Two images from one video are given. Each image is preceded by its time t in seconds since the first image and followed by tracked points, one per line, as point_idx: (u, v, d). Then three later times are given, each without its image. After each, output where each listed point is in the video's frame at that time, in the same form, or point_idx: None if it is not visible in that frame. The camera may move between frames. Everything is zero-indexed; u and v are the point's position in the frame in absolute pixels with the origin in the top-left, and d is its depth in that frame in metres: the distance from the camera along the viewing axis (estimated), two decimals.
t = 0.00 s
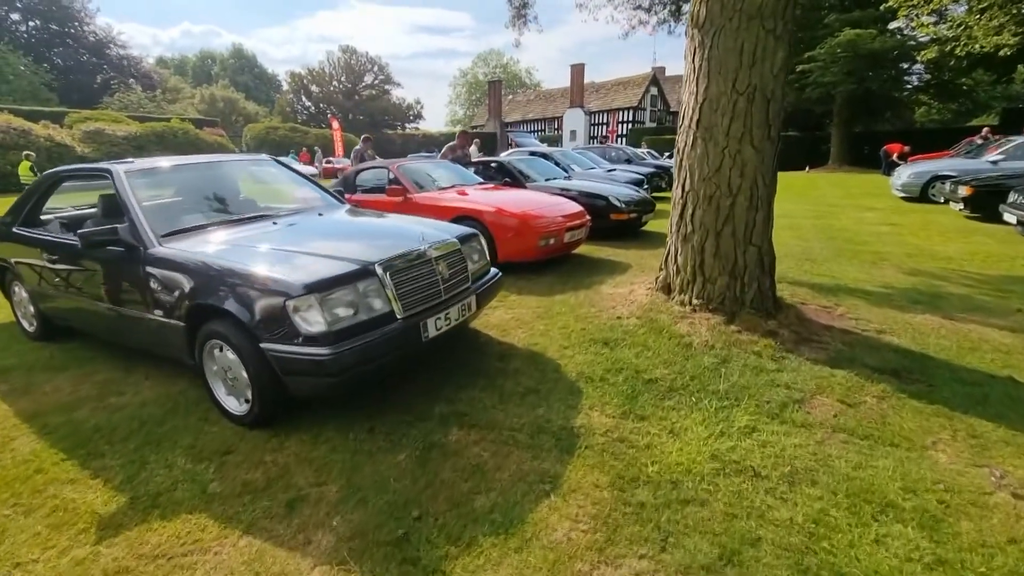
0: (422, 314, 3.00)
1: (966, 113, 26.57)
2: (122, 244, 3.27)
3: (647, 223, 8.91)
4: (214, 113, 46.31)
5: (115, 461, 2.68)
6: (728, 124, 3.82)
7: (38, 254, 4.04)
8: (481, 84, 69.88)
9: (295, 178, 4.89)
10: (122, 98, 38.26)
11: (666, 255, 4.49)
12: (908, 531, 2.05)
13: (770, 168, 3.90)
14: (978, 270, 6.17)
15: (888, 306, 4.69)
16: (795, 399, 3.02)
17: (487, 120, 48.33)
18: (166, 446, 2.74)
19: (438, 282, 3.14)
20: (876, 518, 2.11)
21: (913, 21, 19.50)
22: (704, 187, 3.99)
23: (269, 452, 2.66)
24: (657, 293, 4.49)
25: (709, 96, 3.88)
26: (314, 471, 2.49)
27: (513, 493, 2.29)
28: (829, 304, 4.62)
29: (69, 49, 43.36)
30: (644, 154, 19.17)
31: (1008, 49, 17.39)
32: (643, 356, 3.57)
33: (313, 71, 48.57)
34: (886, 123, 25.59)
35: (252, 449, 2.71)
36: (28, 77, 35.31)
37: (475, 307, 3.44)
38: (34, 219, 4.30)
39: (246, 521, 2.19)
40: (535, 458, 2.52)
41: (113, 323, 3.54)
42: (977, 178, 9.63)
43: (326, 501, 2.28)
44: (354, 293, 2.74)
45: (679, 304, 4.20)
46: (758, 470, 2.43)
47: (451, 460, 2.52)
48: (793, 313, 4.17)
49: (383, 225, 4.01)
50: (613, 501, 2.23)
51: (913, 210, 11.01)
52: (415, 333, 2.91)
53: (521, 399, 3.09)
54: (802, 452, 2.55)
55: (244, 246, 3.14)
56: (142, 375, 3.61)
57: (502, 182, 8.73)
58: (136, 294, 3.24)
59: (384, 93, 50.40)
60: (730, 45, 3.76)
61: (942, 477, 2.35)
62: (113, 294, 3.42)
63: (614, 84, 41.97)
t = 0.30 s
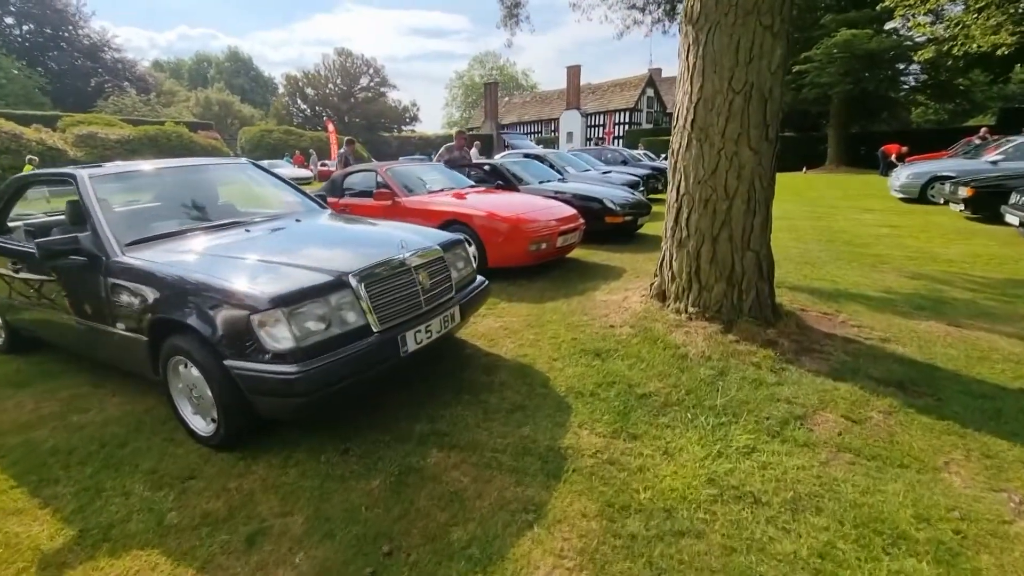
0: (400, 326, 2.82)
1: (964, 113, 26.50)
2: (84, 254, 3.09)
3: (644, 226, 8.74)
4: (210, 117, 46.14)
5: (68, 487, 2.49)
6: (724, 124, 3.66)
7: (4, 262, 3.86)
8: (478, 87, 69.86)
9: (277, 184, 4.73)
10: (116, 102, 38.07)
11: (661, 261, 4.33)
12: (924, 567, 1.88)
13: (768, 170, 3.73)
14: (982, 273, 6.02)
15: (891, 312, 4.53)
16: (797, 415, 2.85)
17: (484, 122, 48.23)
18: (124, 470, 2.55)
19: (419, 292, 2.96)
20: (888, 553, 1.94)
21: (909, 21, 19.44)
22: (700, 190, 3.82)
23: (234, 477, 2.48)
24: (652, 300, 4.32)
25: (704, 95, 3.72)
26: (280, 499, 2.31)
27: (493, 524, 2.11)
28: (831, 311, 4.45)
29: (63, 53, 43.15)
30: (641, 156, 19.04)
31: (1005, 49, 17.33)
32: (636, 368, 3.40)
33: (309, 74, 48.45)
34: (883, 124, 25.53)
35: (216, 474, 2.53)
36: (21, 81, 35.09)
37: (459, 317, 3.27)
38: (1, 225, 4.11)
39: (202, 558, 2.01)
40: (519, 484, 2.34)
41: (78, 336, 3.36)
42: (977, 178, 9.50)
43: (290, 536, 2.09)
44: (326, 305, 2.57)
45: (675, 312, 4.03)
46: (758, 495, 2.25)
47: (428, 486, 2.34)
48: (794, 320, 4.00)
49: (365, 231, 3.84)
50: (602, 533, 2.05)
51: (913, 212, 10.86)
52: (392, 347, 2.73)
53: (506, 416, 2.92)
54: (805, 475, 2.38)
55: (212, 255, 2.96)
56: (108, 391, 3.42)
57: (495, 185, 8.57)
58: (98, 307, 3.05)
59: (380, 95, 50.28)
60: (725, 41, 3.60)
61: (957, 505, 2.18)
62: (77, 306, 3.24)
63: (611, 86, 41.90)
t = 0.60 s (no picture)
0: (373, 341, 2.65)
1: (963, 116, 26.41)
2: (43, 264, 2.93)
3: (640, 230, 8.59)
4: (208, 120, 46.08)
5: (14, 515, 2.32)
6: (718, 126, 3.51)
7: None
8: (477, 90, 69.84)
9: (258, 189, 4.57)
10: (114, 105, 37.97)
11: (654, 268, 4.17)
12: None
13: (764, 174, 3.57)
14: (985, 279, 5.87)
15: (892, 321, 4.37)
16: (794, 434, 2.69)
17: (482, 125, 48.16)
18: (74, 497, 2.39)
19: (395, 304, 2.80)
20: None
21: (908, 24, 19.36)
22: (693, 195, 3.67)
23: (190, 504, 2.32)
24: (645, 309, 4.17)
25: (697, 96, 3.56)
26: (237, 530, 2.15)
27: (464, 560, 1.95)
28: (830, 320, 4.29)
29: (61, 56, 43.09)
30: (639, 159, 18.91)
31: (1005, 51, 17.23)
32: (626, 382, 3.23)
33: (307, 77, 48.39)
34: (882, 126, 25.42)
35: (173, 500, 2.36)
36: (18, 84, 35.00)
37: (439, 330, 3.11)
38: None
39: None
40: (495, 513, 2.18)
41: (39, 348, 3.19)
42: (978, 182, 9.36)
43: (243, 572, 1.93)
44: (291, 320, 2.41)
45: (668, 322, 3.88)
46: (752, 526, 2.09)
47: (397, 515, 2.18)
48: (792, 330, 3.84)
49: (345, 239, 3.69)
50: (581, 570, 1.89)
51: (913, 216, 10.73)
52: (364, 364, 2.57)
53: (486, 435, 2.76)
54: (803, 502, 2.21)
55: (176, 265, 2.80)
56: (72, 406, 3.26)
57: (488, 188, 8.41)
58: (57, 319, 2.90)
59: (379, 98, 50.22)
60: (719, 40, 3.45)
61: (967, 537, 2.02)
62: (37, 317, 3.08)
63: (610, 89, 41.83)
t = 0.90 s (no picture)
0: (349, 357, 2.51)
1: (974, 122, 26.05)
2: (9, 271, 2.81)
3: (643, 236, 8.41)
4: (215, 119, 46.26)
5: None
6: (721, 133, 3.34)
7: None
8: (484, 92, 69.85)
9: (246, 192, 4.46)
10: (122, 104, 38.22)
11: (653, 279, 4.01)
12: None
13: (768, 183, 3.40)
14: (1000, 292, 5.66)
15: (903, 336, 4.19)
16: (797, 462, 2.51)
17: (488, 127, 48.10)
18: (28, 519, 2.26)
19: (375, 318, 2.66)
20: None
21: (920, 29, 19.08)
22: (693, 204, 3.51)
23: (149, 531, 2.18)
24: (643, 321, 4.00)
25: (699, 101, 3.40)
26: (194, 562, 2.01)
27: None
28: (837, 334, 4.11)
29: (71, 55, 43.43)
30: (645, 163, 18.73)
31: (1019, 57, 16.92)
32: (620, 400, 3.07)
33: (315, 77, 48.51)
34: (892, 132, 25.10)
35: (131, 525, 2.23)
36: (28, 82, 35.26)
37: (423, 344, 2.97)
38: None
39: None
40: (471, 547, 2.03)
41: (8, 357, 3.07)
42: (991, 190, 9.13)
43: None
44: (260, 335, 2.27)
45: (666, 335, 3.71)
46: (750, 569, 1.92)
47: (366, 548, 2.04)
48: (797, 346, 3.66)
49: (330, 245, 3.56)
50: None
51: (924, 223, 10.49)
52: (338, 382, 2.43)
53: (469, 457, 2.60)
54: (805, 542, 2.04)
55: (148, 273, 2.68)
56: (42, 417, 3.14)
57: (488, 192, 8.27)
58: (23, 328, 2.78)
59: (386, 100, 50.26)
60: (722, 42, 3.28)
61: None
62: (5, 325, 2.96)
63: (617, 92, 41.65)
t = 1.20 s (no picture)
0: (329, 369, 2.35)
1: (993, 120, 25.42)
2: None
3: (651, 237, 8.19)
4: (225, 119, 46.54)
5: None
6: (731, 128, 3.12)
7: None
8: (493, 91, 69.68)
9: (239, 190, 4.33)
10: (133, 104, 38.51)
11: (659, 283, 3.82)
12: None
13: (782, 182, 3.18)
14: None
15: (926, 345, 3.94)
16: (813, 485, 2.31)
17: (496, 126, 47.92)
18: None
19: (359, 325, 2.50)
20: None
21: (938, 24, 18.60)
22: (701, 205, 3.30)
23: (110, 556, 2.03)
24: (649, 327, 3.81)
25: (708, 95, 3.18)
26: None
27: None
28: (855, 343, 3.88)
29: (84, 56, 43.85)
30: (654, 162, 18.46)
31: None
32: (622, 414, 2.87)
33: (324, 77, 48.63)
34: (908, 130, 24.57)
35: (92, 549, 2.08)
36: (42, 83, 35.67)
37: (412, 352, 2.80)
38: None
39: None
40: None
41: None
42: (1015, 190, 8.78)
43: None
44: (230, 346, 2.12)
45: (673, 343, 3.52)
46: None
47: None
48: (812, 356, 3.44)
49: (319, 247, 3.40)
50: None
51: (942, 225, 10.15)
52: (315, 395, 2.27)
53: (457, 476, 2.42)
54: None
55: (121, 277, 2.54)
56: (16, 425, 3.01)
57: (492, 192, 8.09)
58: None
59: (394, 99, 50.26)
60: (734, 31, 3.05)
61: None
62: None
63: (626, 90, 41.29)
